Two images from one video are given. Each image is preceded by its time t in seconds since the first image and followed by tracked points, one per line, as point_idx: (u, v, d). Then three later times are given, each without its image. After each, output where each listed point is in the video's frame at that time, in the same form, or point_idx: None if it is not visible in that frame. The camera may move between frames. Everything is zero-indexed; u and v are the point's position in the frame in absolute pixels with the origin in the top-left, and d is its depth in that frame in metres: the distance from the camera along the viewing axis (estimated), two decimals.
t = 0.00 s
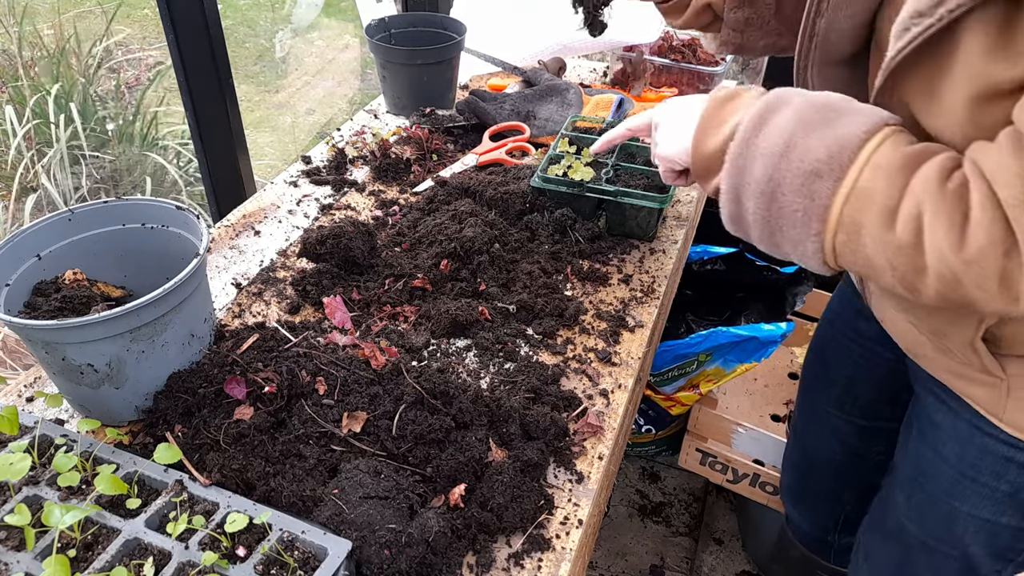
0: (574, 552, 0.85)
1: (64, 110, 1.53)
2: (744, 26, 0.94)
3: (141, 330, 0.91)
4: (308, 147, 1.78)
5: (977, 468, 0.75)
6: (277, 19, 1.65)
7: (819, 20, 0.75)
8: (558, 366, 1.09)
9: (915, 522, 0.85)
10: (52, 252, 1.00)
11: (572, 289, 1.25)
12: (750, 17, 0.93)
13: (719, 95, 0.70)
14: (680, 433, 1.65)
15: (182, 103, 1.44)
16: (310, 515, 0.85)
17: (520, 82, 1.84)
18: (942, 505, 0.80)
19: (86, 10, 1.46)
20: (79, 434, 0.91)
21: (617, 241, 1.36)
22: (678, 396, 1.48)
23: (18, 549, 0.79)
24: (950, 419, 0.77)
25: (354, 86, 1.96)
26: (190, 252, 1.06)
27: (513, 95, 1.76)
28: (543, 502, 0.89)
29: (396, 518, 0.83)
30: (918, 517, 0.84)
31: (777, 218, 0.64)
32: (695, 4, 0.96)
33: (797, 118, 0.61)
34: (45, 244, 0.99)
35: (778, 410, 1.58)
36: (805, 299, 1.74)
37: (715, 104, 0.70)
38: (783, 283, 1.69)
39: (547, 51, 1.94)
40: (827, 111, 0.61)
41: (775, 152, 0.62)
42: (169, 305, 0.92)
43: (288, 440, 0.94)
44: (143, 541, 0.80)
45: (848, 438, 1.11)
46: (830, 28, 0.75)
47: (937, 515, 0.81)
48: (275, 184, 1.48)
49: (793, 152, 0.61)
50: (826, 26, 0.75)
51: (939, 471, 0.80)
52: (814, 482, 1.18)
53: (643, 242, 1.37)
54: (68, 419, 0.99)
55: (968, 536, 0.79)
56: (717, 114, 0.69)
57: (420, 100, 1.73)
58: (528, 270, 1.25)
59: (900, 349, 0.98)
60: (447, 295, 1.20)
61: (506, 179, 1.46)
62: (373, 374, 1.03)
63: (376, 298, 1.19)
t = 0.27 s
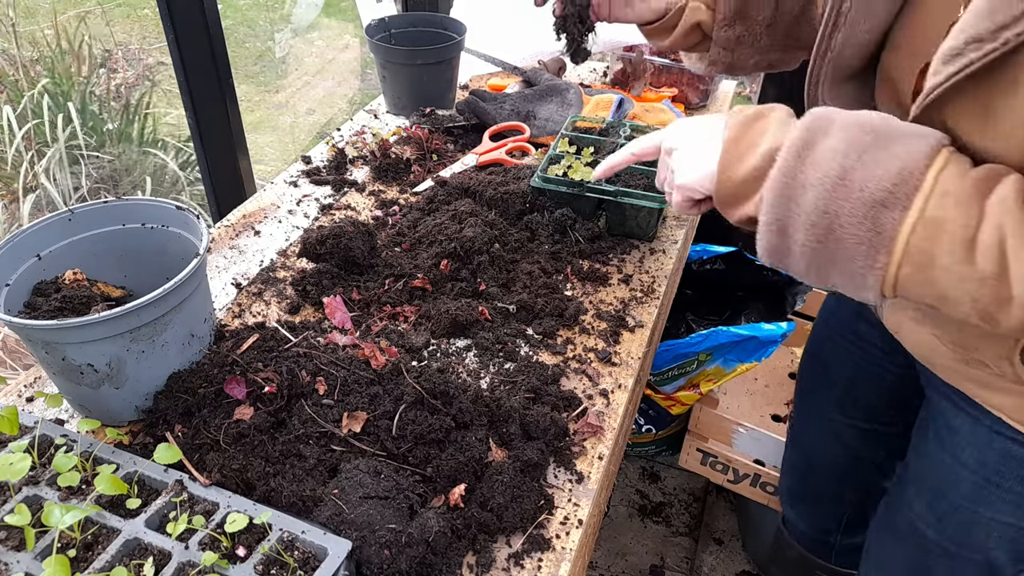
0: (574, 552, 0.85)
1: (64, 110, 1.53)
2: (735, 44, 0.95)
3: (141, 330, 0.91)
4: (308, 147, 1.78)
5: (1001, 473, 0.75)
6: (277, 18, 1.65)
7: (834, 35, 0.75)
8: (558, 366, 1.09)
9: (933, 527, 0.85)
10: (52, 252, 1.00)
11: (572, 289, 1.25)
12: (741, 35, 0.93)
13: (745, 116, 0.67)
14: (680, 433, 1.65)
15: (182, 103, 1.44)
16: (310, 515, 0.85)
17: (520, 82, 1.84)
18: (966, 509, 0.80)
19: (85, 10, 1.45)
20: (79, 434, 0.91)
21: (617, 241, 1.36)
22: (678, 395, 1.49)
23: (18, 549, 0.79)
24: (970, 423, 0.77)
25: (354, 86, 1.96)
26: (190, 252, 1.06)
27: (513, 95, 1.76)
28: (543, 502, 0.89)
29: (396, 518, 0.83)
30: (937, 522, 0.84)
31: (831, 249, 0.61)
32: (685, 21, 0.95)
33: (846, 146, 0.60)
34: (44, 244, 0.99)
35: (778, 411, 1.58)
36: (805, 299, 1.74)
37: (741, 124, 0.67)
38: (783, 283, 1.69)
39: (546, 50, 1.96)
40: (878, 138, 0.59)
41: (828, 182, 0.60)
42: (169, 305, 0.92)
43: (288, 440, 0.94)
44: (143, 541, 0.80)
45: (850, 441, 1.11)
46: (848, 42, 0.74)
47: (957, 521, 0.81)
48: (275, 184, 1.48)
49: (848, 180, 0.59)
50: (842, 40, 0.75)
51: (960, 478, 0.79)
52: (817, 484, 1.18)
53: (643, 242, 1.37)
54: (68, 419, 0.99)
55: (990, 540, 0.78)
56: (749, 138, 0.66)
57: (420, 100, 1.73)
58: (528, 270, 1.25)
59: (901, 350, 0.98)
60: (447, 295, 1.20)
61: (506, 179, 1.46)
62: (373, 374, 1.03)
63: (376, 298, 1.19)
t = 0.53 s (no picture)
0: (574, 552, 0.85)
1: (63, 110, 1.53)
2: (725, 34, 0.97)
3: (141, 330, 0.91)
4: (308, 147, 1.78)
5: (999, 468, 0.76)
6: (277, 18, 1.65)
7: (834, 22, 0.77)
8: (558, 366, 1.09)
9: (926, 519, 0.86)
10: (52, 252, 1.00)
11: (572, 289, 1.25)
12: (731, 25, 0.96)
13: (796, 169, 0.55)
14: (680, 433, 1.65)
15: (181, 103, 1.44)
16: (310, 515, 0.85)
17: (520, 82, 1.84)
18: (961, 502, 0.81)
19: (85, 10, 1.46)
20: (79, 434, 0.91)
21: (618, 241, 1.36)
22: (678, 395, 1.49)
23: (17, 549, 0.79)
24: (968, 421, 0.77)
25: (354, 86, 1.96)
26: (190, 252, 1.06)
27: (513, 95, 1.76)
28: (543, 502, 0.89)
29: (396, 518, 0.83)
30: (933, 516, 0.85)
31: (924, 310, 0.52)
32: (676, 12, 0.97)
33: (932, 195, 0.49)
34: (45, 245, 0.99)
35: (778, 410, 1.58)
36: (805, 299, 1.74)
37: (793, 182, 0.54)
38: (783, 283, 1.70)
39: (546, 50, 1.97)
40: (958, 185, 0.50)
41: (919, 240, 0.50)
42: (169, 305, 0.92)
43: (288, 440, 0.94)
44: (143, 541, 0.80)
45: (847, 440, 1.11)
46: (845, 30, 0.77)
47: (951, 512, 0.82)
48: (275, 184, 1.48)
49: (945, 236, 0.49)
50: (841, 28, 0.77)
51: (956, 471, 0.80)
52: (811, 482, 1.18)
53: (643, 242, 1.37)
54: (68, 419, 0.99)
55: (984, 532, 0.80)
56: (799, 201, 0.54)
57: (420, 99, 1.73)
58: (528, 270, 1.25)
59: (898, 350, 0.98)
60: (447, 296, 1.20)
61: (506, 179, 1.46)
62: (373, 374, 1.03)
63: (376, 298, 1.19)
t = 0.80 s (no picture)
0: (574, 552, 0.85)
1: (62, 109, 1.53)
2: (726, 48, 0.83)
3: (141, 330, 0.91)
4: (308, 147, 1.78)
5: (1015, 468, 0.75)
6: (277, 18, 1.65)
7: (844, 41, 0.67)
8: (558, 366, 1.09)
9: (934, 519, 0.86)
10: (52, 253, 1.00)
11: (572, 289, 1.25)
12: (732, 38, 0.81)
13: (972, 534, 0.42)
14: (680, 433, 1.65)
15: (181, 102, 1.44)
16: (310, 515, 0.85)
17: (520, 82, 1.84)
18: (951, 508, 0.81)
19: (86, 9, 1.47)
20: (79, 434, 0.91)
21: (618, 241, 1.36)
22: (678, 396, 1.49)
23: (18, 549, 0.79)
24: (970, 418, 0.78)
25: (354, 86, 1.96)
26: (190, 252, 1.06)
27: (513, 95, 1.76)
28: (543, 502, 0.89)
29: (396, 518, 0.83)
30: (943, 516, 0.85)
31: None
32: (673, 29, 0.82)
33: None
34: (45, 245, 0.99)
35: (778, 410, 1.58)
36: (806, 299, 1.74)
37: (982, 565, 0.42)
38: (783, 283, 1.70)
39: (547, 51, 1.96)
40: None
41: None
42: (169, 305, 0.92)
43: (288, 440, 0.94)
44: (143, 541, 0.80)
45: (848, 443, 1.09)
46: (855, 49, 0.68)
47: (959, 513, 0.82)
48: (275, 184, 1.48)
49: None
50: (850, 48, 0.68)
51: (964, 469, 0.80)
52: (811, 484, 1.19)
53: (643, 243, 1.37)
54: (68, 419, 0.99)
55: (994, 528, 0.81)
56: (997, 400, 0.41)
57: (420, 100, 1.73)
58: (528, 270, 1.25)
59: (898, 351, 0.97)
60: (447, 295, 1.20)
61: (506, 179, 1.46)
62: (373, 374, 1.03)
63: (376, 298, 1.19)
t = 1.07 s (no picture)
0: (575, 554, 0.84)
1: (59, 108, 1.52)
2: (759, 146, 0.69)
3: (139, 330, 0.90)
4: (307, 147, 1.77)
5: None
6: (276, 17, 1.64)
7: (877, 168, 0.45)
8: (558, 367, 1.08)
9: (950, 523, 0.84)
10: (51, 252, 0.99)
11: (573, 289, 1.24)
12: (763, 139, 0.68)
13: None
14: (681, 434, 1.65)
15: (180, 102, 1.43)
16: (309, 516, 0.84)
17: (520, 82, 1.84)
18: (935, 521, 0.83)
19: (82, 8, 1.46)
20: (78, 435, 0.90)
21: (619, 241, 1.36)
22: (679, 396, 1.48)
23: (16, 550, 0.79)
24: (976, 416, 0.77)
25: (353, 85, 1.95)
26: (188, 252, 1.05)
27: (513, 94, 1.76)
28: (543, 503, 0.89)
29: (396, 520, 0.83)
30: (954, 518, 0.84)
31: None
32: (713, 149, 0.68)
33: None
34: (43, 244, 0.98)
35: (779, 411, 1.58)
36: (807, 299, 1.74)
37: None
38: (785, 283, 1.69)
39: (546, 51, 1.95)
40: None
41: None
42: (167, 305, 0.91)
43: (287, 440, 0.93)
44: (141, 542, 0.80)
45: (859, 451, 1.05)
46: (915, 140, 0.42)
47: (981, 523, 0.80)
48: (274, 183, 1.48)
49: None
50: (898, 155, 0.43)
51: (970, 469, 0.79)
52: (804, 493, 1.15)
53: (644, 242, 1.36)
54: (66, 419, 0.99)
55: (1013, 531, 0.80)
56: None
57: (419, 99, 1.72)
58: (528, 270, 1.25)
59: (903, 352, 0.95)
60: (447, 295, 1.20)
61: (506, 178, 1.45)
62: (372, 374, 1.02)
63: (375, 298, 1.18)
